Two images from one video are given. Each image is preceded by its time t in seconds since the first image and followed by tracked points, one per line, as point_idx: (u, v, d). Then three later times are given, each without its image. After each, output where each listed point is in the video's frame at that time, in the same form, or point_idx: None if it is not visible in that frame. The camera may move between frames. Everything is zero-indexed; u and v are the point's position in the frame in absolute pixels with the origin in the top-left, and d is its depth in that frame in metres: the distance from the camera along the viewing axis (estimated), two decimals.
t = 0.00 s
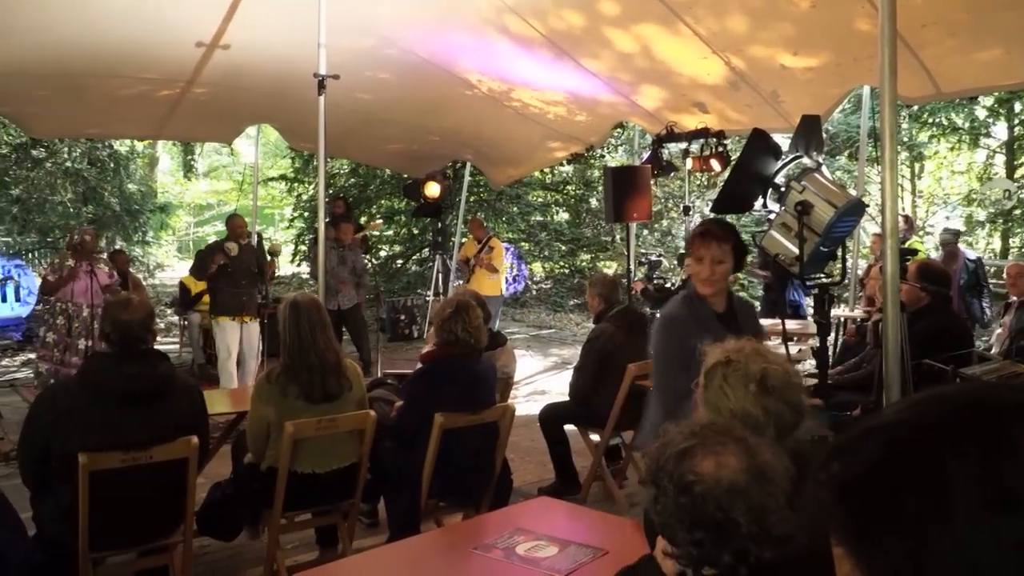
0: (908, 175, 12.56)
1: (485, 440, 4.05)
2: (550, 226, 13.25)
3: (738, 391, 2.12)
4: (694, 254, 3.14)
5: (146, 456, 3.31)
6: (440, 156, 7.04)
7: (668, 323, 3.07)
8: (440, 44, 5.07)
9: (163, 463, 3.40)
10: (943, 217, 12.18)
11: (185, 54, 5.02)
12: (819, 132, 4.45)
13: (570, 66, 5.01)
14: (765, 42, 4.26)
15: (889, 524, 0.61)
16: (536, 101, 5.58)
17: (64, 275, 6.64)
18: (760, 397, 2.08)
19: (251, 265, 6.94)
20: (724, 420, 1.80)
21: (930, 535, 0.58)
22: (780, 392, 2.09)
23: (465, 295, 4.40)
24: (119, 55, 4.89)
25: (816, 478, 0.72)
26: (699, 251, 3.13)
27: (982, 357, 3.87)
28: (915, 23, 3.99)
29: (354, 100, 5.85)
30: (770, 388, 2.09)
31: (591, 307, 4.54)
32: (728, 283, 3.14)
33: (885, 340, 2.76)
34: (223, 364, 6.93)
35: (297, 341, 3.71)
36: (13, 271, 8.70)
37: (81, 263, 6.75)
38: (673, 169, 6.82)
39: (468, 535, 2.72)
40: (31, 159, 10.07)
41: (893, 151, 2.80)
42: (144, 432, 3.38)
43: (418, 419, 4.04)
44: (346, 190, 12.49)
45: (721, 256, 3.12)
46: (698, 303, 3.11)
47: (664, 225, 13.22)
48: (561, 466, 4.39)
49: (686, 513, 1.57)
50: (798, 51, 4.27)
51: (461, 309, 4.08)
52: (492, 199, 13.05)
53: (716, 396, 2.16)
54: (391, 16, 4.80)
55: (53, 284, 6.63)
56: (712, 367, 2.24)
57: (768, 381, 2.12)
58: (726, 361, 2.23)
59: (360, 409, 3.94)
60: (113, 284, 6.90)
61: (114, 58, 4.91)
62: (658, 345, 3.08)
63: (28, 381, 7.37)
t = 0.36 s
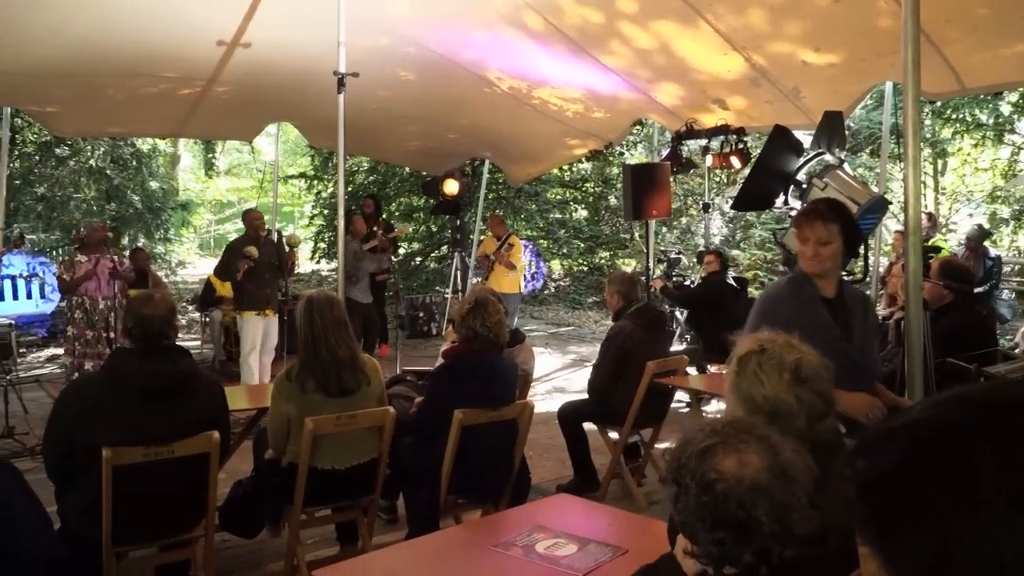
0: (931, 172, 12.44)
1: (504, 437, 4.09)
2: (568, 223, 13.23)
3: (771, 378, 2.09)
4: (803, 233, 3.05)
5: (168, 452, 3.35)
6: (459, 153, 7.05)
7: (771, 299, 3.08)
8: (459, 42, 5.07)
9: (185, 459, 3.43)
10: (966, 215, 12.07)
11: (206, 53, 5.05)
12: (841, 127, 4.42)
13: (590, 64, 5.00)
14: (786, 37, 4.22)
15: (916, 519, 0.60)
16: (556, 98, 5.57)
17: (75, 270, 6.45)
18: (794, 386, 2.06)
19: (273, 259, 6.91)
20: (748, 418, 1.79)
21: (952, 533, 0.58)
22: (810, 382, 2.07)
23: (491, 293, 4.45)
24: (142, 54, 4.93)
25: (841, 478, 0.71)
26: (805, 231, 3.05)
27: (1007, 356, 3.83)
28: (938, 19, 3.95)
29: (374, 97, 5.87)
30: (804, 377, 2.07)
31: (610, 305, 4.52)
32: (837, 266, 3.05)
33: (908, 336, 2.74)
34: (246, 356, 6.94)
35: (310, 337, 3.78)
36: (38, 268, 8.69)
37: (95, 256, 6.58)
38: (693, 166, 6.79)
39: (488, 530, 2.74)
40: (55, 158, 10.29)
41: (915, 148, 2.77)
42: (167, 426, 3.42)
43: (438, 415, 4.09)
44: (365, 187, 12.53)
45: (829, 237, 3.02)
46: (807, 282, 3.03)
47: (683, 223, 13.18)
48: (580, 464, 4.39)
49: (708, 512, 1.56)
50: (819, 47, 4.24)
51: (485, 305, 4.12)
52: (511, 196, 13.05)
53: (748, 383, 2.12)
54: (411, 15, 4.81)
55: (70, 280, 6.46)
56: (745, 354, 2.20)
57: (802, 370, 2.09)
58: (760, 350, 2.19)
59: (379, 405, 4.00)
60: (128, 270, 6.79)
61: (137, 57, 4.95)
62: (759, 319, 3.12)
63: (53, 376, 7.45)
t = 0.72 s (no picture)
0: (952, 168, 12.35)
1: (520, 434, 4.15)
2: (585, 221, 13.24)
3: (838, 372, 2.15)
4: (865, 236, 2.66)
5: (187, 447, 3.39)
6: (476, 150, 7.05)
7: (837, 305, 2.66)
8: (476, 39, 5.06)
9: (205, 454, 3.47)
10: (987, 212, 11.96)
11: (225, 50, 5.08)
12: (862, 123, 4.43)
13: (607, 60, 4.98)
14: (806, 32, 4.19)
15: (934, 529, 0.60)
16: (572, 95, 5.56)
17: (84, 266, 6.40)
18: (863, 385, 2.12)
19: (291, 258, 6.85)
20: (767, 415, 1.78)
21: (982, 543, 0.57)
22: (878, 381, 2.15)
23: (504, 289, 4.50)
24: (160, 51, 4.94)
25: (866, 478, 0.70)
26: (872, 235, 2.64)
27: None
28: (959, 14, 3.91)
29: (391, 94, 5.88)
30: (870, 376, 2.15)
31: (626, 302, 4.52)
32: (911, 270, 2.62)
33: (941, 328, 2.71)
34: (263, 353, 6.89)
35: (331, 333, 3.85)
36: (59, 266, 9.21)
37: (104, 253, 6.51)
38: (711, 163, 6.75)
39: (504, 526, 2.75)
40: (76, 155, 10.33)
41: (938, 144, 2.74)
42: (188, 422, 3.46)
43: (454, 412, 4.13)
44: (382, 184, 12.57)
45: (899, 239, 2.60)
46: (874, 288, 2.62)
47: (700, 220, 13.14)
48: (596, 461, 4.39)
49: (726, 508, 1.56)
50: (839, 43, 4.21)
51: (489, 305, 4.16)
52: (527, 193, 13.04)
53: (814, 375, 2.17)
54: (428, 12, 4.82)
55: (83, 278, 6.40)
56: (813, 347, 2.27)
57: (868, 369, 2.17)
58: (829, 346, 2.26)
59: (395, 402, 4.07)
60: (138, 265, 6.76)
61: (156, 55, 4.98)
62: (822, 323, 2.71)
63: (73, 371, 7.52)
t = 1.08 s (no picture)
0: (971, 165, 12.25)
1: (535, 432, 4.20)
2: (599, 218, 13.23)
3: (875, 370, 2.17)
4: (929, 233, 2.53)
5: (205, 442, 3.41)
6: (490, 147, 7.04)
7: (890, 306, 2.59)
8: (491, 36, 5.06)
9: (220, 450, 3.50)
10: (1007, 209, 11.86)
11: (241, 49, 5.10)
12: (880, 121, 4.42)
13: (623, 57, 4.96)
14: (823, 28, 4.16)
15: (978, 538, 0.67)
16: (587, 92, 5.55)
17: (101, 264, 6.47)
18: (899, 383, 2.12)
19: (301, 256, 6.77)
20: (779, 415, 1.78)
21: None
22: (916, 382, 2.15)
23: (519, 290, 4.52)
24: (178, 49, 4.97)
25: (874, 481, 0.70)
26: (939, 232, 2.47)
27: None
28: (979, 9, 3.88)
29: (406, 92, 5.89)
30: (909, 373, 2.16)
31: (642, 300, 4.50)
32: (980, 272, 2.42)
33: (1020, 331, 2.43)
34: (274, 353, 6.80)
35: (348, 328, 3.88)
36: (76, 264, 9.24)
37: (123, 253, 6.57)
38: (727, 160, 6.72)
39: (517, 522, 2.76)
40: (94, 153, 10.40)
41: (955, 140, 2.72)
42: (203, 418, 3.48)
43: (472, 407, 4.16)
44: (396, 181, 12.58)
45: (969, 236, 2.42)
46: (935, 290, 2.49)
47: (716, 217, 13.10)
48: (609, 458, 4.38)
49: (734, 510, 1.56)
50: (857, 38, 4.18)
51: (507, 301, 4.20)
52: (542, 190, 13.02)
53: (851, 375, 2.19)
54: (443, 10, 4.82)
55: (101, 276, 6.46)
56: (850, 345, 2.29)
57: (907, 368, 2.17)
58: (865, 344, 2.27)
59: (409, 399, 4.10)
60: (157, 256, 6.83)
61: (174, 53, 5.01)
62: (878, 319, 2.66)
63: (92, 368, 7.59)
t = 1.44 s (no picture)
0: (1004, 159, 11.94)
1: (551, 435, 4.04)
2: (617, 214, 13.07)
3: (909, 375, 2.35)
4: None
5: (210, 446, 3.30)
6: (504, 140, 6.88)
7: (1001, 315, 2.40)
8: (504, 26, 4.91)
9: (227, 452, 3.38)
10: None
11: (248, 40, 4.97)
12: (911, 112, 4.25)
13: (640, 46, 4.79)
14: (850, 16, 3.99)
15: None
16: (604, 84, 5.40)
17: (117, 258, 6.45)
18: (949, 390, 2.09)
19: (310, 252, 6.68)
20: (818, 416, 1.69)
21: None
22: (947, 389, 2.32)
23: (534, 291, 4.33)
24: (183, 40, 4.85)
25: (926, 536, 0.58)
26: None
27: None
28: None
29: (418, 83, 5.75)
30: (942, 379, 2.34)
31: (662, 299, 4.35)
32: None
33: None
34: (285, 349, 6.69)
35: (362, 329, 3.76)
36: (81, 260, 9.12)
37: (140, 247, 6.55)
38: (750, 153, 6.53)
39: (531, 529, 2.62)
40: (98, 147, 10.29)
41: (990, 133, 2.55)
42: (210, 419, 3.36)
43: (486, 408, 4.01)
44: (408, 176, 12.45)
45: None
46: None
47: (739, 213, 12.90)
48: (628, 462, 4.22)
49: (759, 525, 1.49)
50: (886, 26, 4.00)
51: (513, 304, 3.99)
52: (558, 185, 12.83)
53: (884, 379, 2.40)
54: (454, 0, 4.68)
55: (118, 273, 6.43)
56: (888, 350, 2.50)
57: (939, 372, 2.36)
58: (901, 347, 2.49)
59: (421, 401, 3.96)
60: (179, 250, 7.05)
61: (179, 45, 4.89)
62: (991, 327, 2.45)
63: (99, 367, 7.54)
